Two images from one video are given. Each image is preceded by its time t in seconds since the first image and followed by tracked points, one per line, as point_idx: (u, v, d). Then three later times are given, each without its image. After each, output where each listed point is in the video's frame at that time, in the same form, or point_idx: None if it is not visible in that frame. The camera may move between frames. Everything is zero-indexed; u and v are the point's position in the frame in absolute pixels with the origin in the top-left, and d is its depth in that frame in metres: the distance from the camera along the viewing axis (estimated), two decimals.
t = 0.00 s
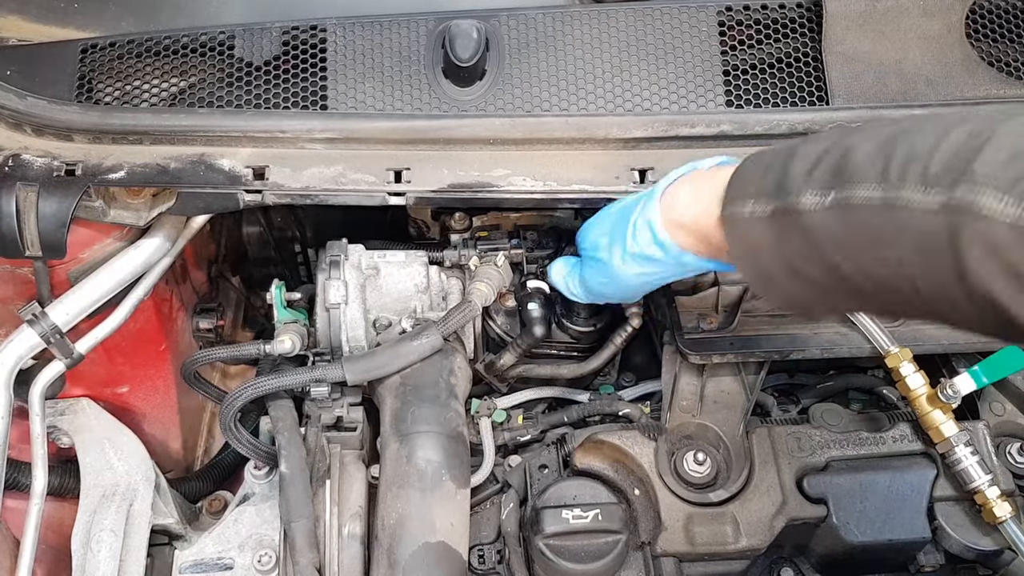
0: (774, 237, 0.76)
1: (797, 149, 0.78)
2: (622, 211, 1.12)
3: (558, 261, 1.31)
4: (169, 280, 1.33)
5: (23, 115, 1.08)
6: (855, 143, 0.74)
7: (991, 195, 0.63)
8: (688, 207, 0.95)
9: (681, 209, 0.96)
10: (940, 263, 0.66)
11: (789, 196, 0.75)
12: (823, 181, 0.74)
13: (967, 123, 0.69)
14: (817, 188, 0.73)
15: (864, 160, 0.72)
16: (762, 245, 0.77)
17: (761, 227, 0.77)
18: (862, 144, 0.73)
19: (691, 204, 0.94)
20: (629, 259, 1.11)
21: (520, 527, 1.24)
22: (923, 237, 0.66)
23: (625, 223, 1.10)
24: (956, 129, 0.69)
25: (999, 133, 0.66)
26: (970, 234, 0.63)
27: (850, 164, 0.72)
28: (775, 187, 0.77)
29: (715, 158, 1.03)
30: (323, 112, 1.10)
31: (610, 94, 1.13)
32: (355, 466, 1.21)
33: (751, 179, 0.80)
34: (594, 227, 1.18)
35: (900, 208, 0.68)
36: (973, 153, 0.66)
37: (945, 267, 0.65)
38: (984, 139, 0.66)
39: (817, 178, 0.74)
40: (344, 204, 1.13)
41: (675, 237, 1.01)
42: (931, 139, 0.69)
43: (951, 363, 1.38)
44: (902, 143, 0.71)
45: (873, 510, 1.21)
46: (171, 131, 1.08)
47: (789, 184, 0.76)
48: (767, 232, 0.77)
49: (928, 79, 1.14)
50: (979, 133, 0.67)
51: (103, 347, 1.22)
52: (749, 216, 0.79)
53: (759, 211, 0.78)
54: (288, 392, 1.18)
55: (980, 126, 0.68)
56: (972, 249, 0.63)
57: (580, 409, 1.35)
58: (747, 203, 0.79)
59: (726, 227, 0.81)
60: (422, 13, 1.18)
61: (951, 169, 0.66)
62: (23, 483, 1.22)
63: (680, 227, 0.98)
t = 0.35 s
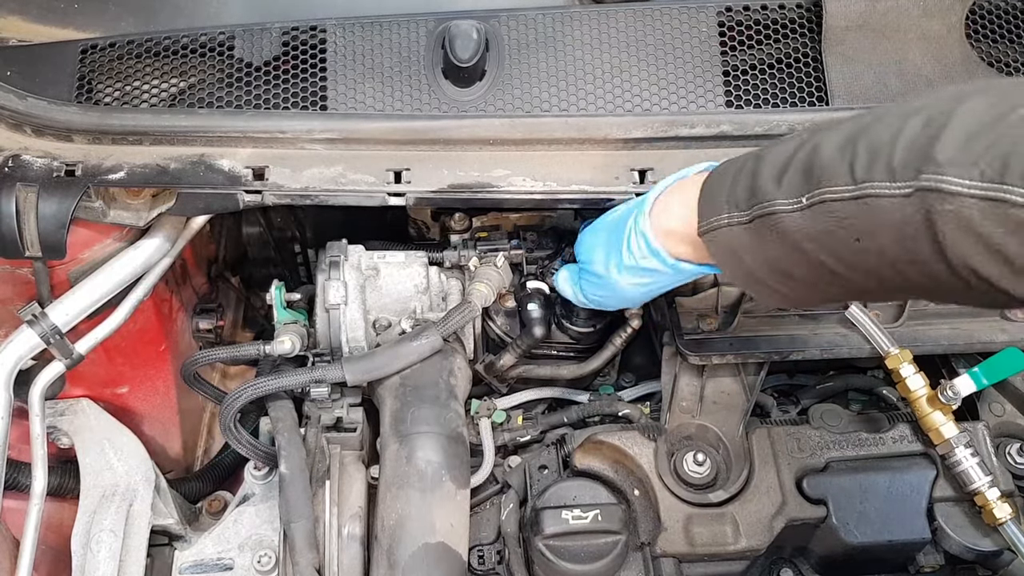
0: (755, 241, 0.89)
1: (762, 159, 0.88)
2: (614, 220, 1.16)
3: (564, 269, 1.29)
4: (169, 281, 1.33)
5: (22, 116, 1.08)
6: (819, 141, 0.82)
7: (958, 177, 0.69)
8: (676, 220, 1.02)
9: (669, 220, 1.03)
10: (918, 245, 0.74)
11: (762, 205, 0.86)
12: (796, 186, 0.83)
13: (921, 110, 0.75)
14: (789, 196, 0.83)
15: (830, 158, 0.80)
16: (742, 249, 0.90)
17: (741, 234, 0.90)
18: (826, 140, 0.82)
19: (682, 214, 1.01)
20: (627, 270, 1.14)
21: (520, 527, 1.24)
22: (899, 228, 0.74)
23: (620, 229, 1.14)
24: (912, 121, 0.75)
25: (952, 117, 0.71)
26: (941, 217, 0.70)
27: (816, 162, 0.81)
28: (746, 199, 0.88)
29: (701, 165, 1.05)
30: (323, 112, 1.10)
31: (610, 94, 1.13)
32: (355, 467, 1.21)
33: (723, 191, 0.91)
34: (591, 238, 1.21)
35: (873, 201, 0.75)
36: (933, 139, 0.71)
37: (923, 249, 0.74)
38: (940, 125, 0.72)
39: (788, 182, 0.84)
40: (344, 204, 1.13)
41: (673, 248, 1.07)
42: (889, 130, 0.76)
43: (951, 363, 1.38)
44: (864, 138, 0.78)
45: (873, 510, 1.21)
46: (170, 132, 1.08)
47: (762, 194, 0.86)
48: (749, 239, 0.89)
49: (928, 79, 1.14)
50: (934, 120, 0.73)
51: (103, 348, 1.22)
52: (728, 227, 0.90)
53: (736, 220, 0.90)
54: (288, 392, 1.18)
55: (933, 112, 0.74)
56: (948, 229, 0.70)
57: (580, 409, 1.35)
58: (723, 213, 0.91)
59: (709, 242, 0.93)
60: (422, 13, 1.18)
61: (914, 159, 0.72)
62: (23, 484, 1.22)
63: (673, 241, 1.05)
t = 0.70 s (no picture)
0: (703, 268, 0.86)
1: (696, 183, 0.85)
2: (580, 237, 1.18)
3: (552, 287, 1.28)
4: (169, 281, 1.33)
5: (22, 116, 1.08)
6: (742, 169, 0.78)
7: (863, 208, 0.67)
8: (635, 242, 1.01)
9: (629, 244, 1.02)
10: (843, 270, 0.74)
11: (700, 233, 0.84)
12: (728, 216, 0.80)
13: (832, 134, 0.71)
14: (722, 225, 0.81)
15: (753, 188, 0.77)
16: (691, 274, 0.88)
17: (689, 262, 0.87)
18: (750, 166, 0.78)
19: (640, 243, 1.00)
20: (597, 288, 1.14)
21: (520, 527, 1.24)
22: (825, 253, 0.73)
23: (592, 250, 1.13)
24: (823, 146, 0.71)
25: (853, 146, 0.68)
26: (857, 246, 0.69)
27: (743, 193, 0.78)
28: (687, 226, 0.85)
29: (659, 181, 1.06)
30: (323, 112, 1.10)
31: (610, 94, 1.13)
32: (355, 467, 1.21)
33: (667, 217, 0.89)
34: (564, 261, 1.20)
35: (795, 231, 0.74)
36: (838, 169, 0.69)
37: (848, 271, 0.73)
38: (842, 157, 0.69)
39: (720, 212, 0.81)
40: (344, 204, 1.13)
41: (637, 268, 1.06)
42: (801, 157, 0.73)
43: (951, 363, 1.38)
44: (779, 166, 0.75)
45: (872, 510, 1.22)
46: (170, 131, 1.08)
47: (698, 224, 0.84)
48: (694, 266, 0.87)
49: (928, 80, 1.14)
50: (841, 147, 0.69)
51: (103, 347, 1.22)
52: (675, 253, 0.88)
53: (683, 247, 0.87)
54: (288, 393, 1.18)
55: (841, 138, 0.70)
56: (865, 255, 0.70)
57: (580, 409, 1.35)
58: (670, 240, 0.88)
59: (663, 266, 0.91)
60: (422, 14, 1.18)
61: (824, 185, 0.70)
62: (22, 483, 1.22)
63: (634, 262, 1.04)
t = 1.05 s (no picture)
0: (751, 254, 0.80)
1: (757, 165, 0.80)
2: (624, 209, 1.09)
3: (565, 260, 1.28)
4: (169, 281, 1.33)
5: (22, 115, 1.08)
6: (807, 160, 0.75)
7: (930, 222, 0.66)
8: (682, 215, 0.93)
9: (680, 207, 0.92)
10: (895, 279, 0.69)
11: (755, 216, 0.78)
12: (787, 204, 0.76)
13: (897, 147, 0.70)
14: (781, 211, 0.76)
15: (816, 180, 0.74)
16: (739, 259, 0.81)
17: (739, 243, 0.80)
18: (814, 159, 0.75)
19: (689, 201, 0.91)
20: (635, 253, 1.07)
21: (520, 527, 1.24)
22: (878, 257, 0.69)
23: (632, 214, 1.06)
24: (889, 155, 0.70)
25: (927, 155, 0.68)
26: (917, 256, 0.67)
27: (805, 185, 0.74)
28: (740, 205, 0.80)
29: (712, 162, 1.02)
30: (323, 112, 1.10)
31: (610, 94, 1.13)
32: (355, 466, 1.21)
33: (718, 195, 0.83)
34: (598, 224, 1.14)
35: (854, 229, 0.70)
36: (911, 177, 0.68)
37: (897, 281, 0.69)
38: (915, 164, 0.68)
39: (778, 200, 0.76)
40: (344, 204, 1.13)
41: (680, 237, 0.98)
42: (869, 162, 0.71)
43: (951, 363, 1.38)
44: (844, 168, 0.72)
45: (873, 511, 1.21)
46: (170, 131, 1.08)
47: (753, 205, 0.78)
48: (742, 248, 0.80)
49: (928, 79, 1.14)
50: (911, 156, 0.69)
51: (103, 347, 1.22)
52: (724, 233, 0.82)
53: (733, 227, 0.81)
54: (288, 392, 1.18)
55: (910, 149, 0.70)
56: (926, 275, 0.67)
57: (580, 409, 1.35)
58: (719, 218, 0.82)
59: (708, 240, 0.84)
60: (421, 13, 1.18)
61: (894, 189, 0.68)
62: (22, 483, 1.22)
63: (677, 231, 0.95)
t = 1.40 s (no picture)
0: (747, 237, 0.90)
1: (745, 152, 0.89)
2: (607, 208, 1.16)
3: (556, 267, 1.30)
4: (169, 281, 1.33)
5: (22, 115, 1.08)
6: (801, 139, 0.83)
7: (932, 182, 0.70)
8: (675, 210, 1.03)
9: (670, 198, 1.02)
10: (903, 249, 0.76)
11: (750, 200, 0.87)
12: (782, 182, 0.84)
13: (899, 113, 0.76)
14: (776, 193, 0.84)
15: (812, 158, 0.81)
16: (732, 245, 0.92)
17: (730, 228, 0.91)
18: (809, 136, 0.82)
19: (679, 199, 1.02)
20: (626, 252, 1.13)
21: (520, 527, 1.24)
22: (879, 227, 0.76)
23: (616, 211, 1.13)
24: (891, 123, 0.76)
25: (927, 122, 0.73)
26: (918, 220, 0.72)
27: (801, 161, 0.82)
28: (732, 191, 0.89)
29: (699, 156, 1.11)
30: (323, 112, 1.10)
31: (610, 94, 1.13)
32: (355, 466, 1.21)
33: (708, 188, 0.92)
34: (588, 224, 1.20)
35: (855, 202, 0.77)
36: (911, 142, 0.73)
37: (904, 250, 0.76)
38: (915, 131, 0.73)
39: (772, 179, 0.84)
40: (344, 204, 1.13)
41: (671, 227, 1.06)
42: (868, 134, 0.77)
43: (951, 363, 1.38)
44: (844, 138, 0.79)
45: (873, 510, 1.21)
46: (170, 131, 1.08)
47: (746, 189, 0.87)
48: (736, 231, 0.90)
49: (928, 79, 1.14)
50: (911, 125, 0.74)
51: (103, 347, 1.22)
52: (716, 218, 0.92)
53: (724, 212, 0.90)
54: (288, 392, 1.18)
55: (911, 115, 0.75)
56: (926, 232, 0.72)
57: (580, 409, 1.35)
58: (711, 204, 0.92)
59: (698, 232, 0.95)
60: (421, 13, 1.18)
61: (891, 160, 0.74)
62: (23, 483, 1.22)
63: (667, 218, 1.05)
